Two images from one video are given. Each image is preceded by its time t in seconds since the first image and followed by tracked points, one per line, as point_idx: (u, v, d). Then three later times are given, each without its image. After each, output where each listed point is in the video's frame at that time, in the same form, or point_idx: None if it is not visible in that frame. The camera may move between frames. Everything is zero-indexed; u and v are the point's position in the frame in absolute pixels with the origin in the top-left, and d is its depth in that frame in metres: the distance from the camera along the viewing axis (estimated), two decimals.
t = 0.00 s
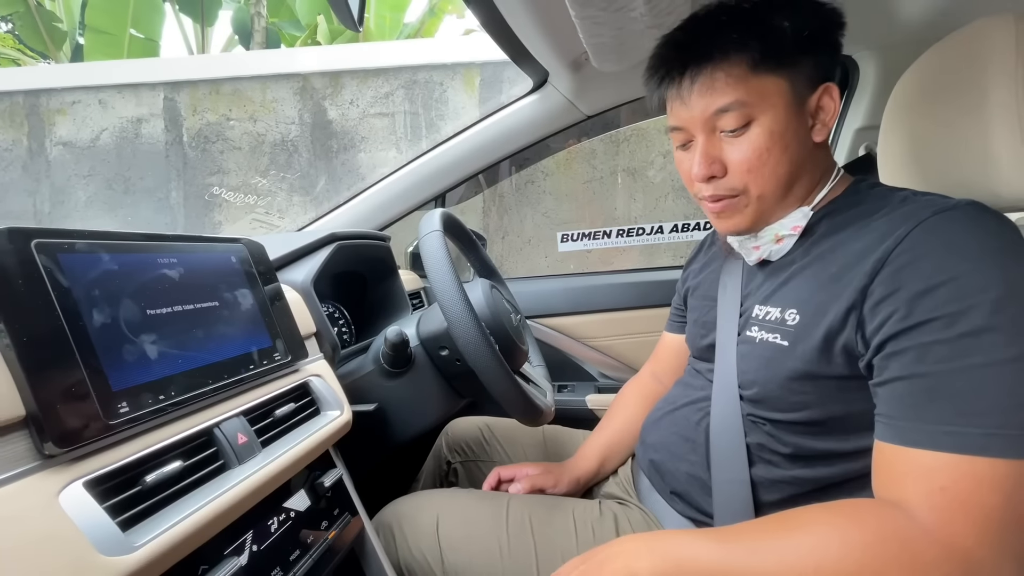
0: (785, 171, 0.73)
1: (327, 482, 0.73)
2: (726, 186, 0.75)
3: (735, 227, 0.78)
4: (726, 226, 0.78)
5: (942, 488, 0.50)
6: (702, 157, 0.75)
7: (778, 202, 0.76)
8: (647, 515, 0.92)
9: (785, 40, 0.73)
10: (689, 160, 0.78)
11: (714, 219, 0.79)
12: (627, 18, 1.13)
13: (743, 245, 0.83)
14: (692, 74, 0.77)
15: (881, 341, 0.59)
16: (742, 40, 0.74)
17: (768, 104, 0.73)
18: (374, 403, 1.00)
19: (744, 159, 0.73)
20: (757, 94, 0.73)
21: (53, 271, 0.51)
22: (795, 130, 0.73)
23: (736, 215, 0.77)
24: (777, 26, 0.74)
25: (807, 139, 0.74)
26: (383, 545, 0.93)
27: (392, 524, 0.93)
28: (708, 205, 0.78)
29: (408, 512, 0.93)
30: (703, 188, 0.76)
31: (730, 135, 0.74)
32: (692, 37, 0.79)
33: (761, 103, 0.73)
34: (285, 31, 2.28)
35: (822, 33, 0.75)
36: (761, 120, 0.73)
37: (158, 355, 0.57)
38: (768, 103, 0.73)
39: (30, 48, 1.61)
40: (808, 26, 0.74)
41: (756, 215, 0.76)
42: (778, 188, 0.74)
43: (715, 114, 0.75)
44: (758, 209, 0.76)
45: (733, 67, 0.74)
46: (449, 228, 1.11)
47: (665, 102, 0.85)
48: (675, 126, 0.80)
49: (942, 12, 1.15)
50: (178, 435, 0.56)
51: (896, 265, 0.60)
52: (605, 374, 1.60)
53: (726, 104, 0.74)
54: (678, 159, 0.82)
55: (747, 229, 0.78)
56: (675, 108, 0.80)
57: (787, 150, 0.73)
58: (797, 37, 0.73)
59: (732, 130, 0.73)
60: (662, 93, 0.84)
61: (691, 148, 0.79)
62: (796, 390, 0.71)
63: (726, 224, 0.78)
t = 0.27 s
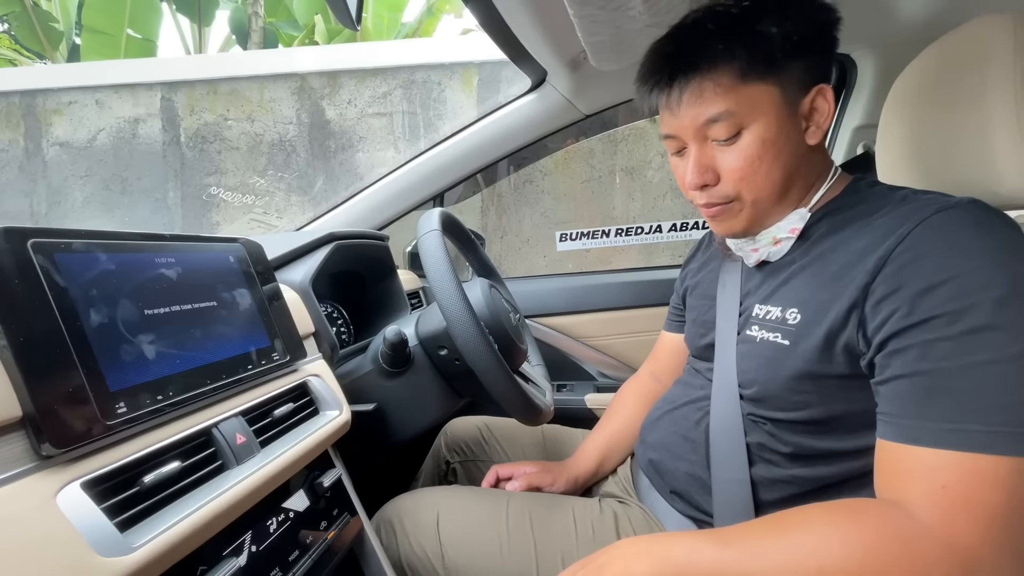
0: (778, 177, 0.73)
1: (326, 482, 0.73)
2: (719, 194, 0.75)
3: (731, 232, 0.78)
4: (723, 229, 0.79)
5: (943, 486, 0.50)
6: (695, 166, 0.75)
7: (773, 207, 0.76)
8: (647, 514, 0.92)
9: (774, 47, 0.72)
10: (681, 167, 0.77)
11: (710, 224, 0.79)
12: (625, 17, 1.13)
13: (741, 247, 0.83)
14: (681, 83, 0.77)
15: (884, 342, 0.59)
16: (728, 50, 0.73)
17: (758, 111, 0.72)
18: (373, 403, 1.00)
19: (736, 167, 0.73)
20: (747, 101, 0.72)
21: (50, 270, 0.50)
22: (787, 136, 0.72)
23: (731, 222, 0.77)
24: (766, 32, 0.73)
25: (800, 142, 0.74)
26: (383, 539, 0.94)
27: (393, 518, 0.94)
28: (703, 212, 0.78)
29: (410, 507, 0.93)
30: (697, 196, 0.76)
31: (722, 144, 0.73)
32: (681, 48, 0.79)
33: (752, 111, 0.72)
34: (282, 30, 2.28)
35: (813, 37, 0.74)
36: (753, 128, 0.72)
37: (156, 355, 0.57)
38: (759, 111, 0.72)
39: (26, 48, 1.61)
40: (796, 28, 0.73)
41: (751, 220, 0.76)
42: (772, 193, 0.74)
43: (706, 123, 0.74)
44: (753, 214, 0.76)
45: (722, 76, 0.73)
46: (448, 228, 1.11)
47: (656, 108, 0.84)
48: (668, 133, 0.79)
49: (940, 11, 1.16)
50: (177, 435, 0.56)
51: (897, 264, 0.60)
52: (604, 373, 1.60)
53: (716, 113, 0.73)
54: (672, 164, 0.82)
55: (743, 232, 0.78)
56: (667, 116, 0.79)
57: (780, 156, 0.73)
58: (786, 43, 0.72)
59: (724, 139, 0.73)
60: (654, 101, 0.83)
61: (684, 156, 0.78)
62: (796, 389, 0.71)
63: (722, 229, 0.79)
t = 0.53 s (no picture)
0: (777, 187, 0.73)
1: (324, 481, 0.73)
2: (718, 207, 0.74)
3: (730, 241, 0.78)
4: (723, 239, 0.79)
5: (936, 484, 0.51)
6: (693, 180, 0.74)
7: (772, 215, 0.75)
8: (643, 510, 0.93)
9: (769, 61, 0.71)
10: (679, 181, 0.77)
11: (709, 234, 0.79)
12: (622, 16, 1.13)
13: (737, 251, 0.83)
14: (672, 95, 0.76)
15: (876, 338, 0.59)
16: (722, 66, 0.72)
17: (755, 124, 0.71)
18: (370, 402, 1.00)
19: (735, 181, 0.72)
20: (744, 115, 0.71)
21: (47, 272, 0.50)
22: (785, 147, 0.72)
23: (730, 232, 0.77)
24: (760, 45, 0.72)
25: (797, 151, 0.74)
26: (383, 534, 0.95)
27: (392, 513, 0.94)
28: (703, 223, 0.78)
29: (409, 500, 0.94)
30: (697, 209, 0.76)
31: (720, 159, 0.73)
32: (670, 61, 0.78)
33: (749, 124, 0.71)
34: (279, 27, 2.26)
35: (806, 49, 0.73)
36: (750, 141, 0.72)
37: (153, 356, 0.57)
38: (756, 124, 0.71)
39: (21, 46, 1.58)
40: (791, 41, 0.72)
41: (751, 230, 0.76)
42: (771, 203, 0.74)
43: (703, 137, 0.73)
44: (752, 224, 0.76)
45: (717, 90, 0.72)
46: (445, 227, 1.11)
47: (645, 124, 0.82)
48: (663, 147, 0.78)
49: (935, 10, 1.16)
50: (174, 436, 0.56)
51: (892, 265, 0.61)
52: (601, 371, 1.61)
53: (714, 127, 0.72)
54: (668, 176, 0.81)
55: (740, 242, 0.78)
56: (660, 129, 0.78)
57: (778, 167, 0.72)
58: (782, 56, 0.71)
59: (722, 154, 0.72)
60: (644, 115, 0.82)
61: (682, 168, 0.78)
62: (791, 388, 0.72)
63: (721, 238, 0.79)
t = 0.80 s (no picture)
0: (787, 184, 0.73)
1: (321, 476, 0.73)
2: (729, 205, 0.74)
3: (738, 239, 0.78)
4: (731, 237, 0.78)
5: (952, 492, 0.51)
6: (703, 179, 0.73)
7: (782, 211, 0.75)
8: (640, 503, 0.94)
9: (780, 53, 0.71)
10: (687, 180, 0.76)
11: (718, 232, 0.79)
12: (619, 10, 1.13)
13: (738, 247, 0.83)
14: (681, 92, 0.75)
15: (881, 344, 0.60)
16: (733, 60, 0.72)
17: (766, 121, 0.71)
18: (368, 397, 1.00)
19: (746, 178, 0.72)
20: (754, 112, 0.71)
21: (41, 268, 0.50)
22: (795, 143, 0.72)
23: (740, 230, 0.77)
24: (770, 38, 0.72)
25: (805, 146, 0.74)
26: (388, 513, 0.96)
27: (398, 493, 0.97)
28: (712, 222, 0.77)
29: (417, 480, 0.98)
30: (706, 208, 0.76)
31: (730, 157, 0.73)
32: (676, 57, 0.78)
33: (760, 121, 0.71)
34: (274, 21, 2.26)
35: (812, 40, 0.74)
36: (761, 138, 0.71)
37: (148, 352, 0.57)
38: (766, 121, 0.71)
39: (12, 39, 1.54)
40: (800, 32, 0.73)
41: (760, 227, 0.76)
42: (780, 199, 0.74)
43: (713, 135, 0.73)
44: (762, 221, 0.76)
45: (727, 87, 0.72)
46: (442, 222, 1.11)
47: (649, 120, 0.82)
48: (669, 146, 0.78)
49: (933, 5, 1.16)
50: (170, 432, 0.56)
51: (896, 272, 0.61)
52: (598, 367, 1.61)
53: (724, 125, 0.72)
54: (674, 175, 0.81)
55: (745, 240, 0.79)
56: (666, 128, 0.77)
57: (788, 163, 0.72)
58: (792, 48, 0.71)
59: (732, 151, 0.72)
60: (649, 112, 0.80)
61: (689, 167, 0.77)
62: (788, 384, 0.72)
63: (729, 236, 0.78)
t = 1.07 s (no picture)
0: (784, 173, 0.72)
1: (315, 467, 0.73)
2: (724, 194, 0.74)
3: (733, 228, 0.78)
4: (727, 226, 0.78)
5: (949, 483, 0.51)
6: (698, 168, 0.73)
7: (778, 201, 0.75)
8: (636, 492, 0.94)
9: (781, 40, 0.70)
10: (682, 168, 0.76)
11: (712, 221, 0.78)
12: None
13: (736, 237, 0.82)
14: (679, 78, 0.74)
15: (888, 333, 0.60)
16: (733, 46, 0.71)
17: (764, 109, 0.70)
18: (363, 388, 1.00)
19: (743, 167, 0.71)
20: (753, 100, 0.70)
21: (27, 255, 0.49)
22: (793, 132, 0.72)
23: (735, 219, 0.76)
24: (771, 24, 0.71)
25: (804, 135, 0.73)
26: (387, 491, 0.96)
27: (398, 474, 0.97)
28: (707, 211, 0.77)
29: (418, 464, 0.97)
30: (701, 196, 0.75)
31: (727, 145, 0.72)
32: (677, 43, 0.77)
33: (758, 109, 0.70)
34: (267, 10, 2.24)
35: (813, 27, 0.73)
36: (759, 126, 0.71)
37: (139, 341, 0.56)
38: (765, 109, 0.70)
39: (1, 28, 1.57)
40: (802, 19, 0.72)
41: (756, 217, 0.76)
42: (777, 189, 0.73)
43: (710, 123, 0.72)
44: (758, 211, 0.75)
45: (726, 73, 0.71)
46: (438, 213, 1.10)
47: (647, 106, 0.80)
48: (666, 133, 0.77)
49: None
50: (162, 422, 0.55)
51: (893, 259, 0.61)
52: (594, 359, 1.61)
53: (722, 112, 0.71)
54: (670, 163, 0.80)
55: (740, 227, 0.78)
56: (664, 114, 0.76)
57: (786, 152, 0.72)
58: (793, 35, 0.71)
59: (729, 140, 0.71)
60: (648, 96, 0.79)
61: (685, 155, 0.76)
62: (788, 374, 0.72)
63: (724, 225, 0.78)
